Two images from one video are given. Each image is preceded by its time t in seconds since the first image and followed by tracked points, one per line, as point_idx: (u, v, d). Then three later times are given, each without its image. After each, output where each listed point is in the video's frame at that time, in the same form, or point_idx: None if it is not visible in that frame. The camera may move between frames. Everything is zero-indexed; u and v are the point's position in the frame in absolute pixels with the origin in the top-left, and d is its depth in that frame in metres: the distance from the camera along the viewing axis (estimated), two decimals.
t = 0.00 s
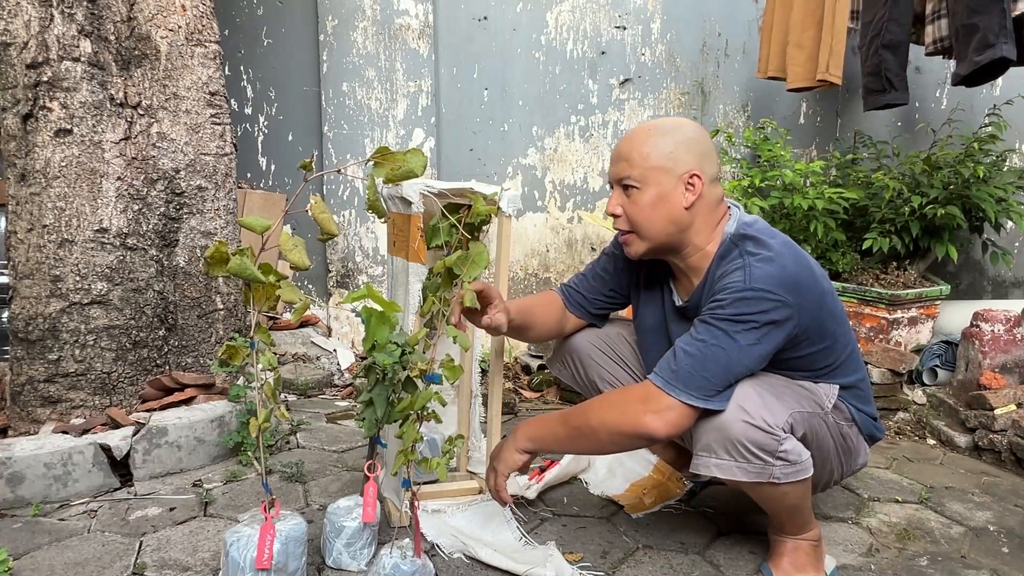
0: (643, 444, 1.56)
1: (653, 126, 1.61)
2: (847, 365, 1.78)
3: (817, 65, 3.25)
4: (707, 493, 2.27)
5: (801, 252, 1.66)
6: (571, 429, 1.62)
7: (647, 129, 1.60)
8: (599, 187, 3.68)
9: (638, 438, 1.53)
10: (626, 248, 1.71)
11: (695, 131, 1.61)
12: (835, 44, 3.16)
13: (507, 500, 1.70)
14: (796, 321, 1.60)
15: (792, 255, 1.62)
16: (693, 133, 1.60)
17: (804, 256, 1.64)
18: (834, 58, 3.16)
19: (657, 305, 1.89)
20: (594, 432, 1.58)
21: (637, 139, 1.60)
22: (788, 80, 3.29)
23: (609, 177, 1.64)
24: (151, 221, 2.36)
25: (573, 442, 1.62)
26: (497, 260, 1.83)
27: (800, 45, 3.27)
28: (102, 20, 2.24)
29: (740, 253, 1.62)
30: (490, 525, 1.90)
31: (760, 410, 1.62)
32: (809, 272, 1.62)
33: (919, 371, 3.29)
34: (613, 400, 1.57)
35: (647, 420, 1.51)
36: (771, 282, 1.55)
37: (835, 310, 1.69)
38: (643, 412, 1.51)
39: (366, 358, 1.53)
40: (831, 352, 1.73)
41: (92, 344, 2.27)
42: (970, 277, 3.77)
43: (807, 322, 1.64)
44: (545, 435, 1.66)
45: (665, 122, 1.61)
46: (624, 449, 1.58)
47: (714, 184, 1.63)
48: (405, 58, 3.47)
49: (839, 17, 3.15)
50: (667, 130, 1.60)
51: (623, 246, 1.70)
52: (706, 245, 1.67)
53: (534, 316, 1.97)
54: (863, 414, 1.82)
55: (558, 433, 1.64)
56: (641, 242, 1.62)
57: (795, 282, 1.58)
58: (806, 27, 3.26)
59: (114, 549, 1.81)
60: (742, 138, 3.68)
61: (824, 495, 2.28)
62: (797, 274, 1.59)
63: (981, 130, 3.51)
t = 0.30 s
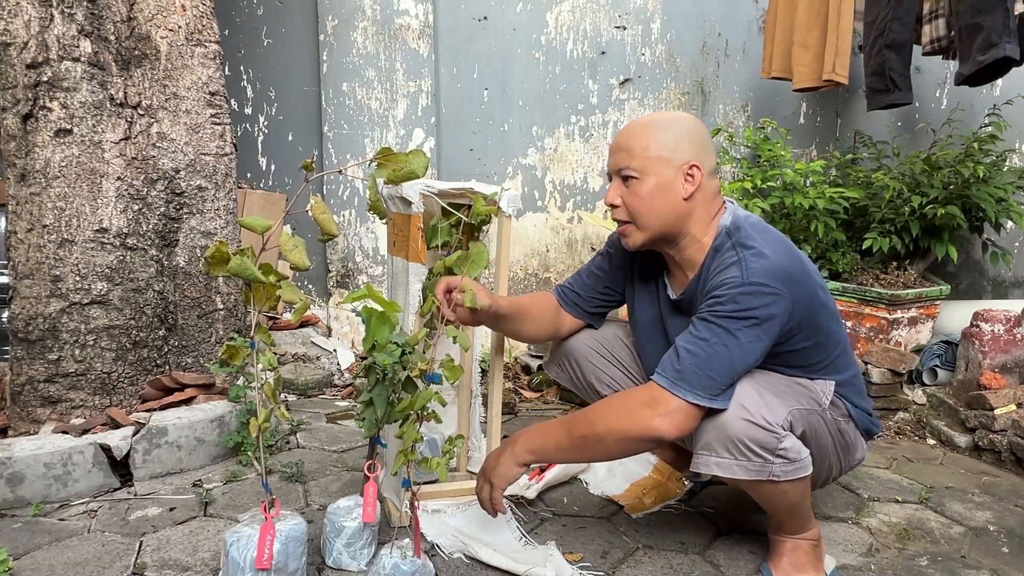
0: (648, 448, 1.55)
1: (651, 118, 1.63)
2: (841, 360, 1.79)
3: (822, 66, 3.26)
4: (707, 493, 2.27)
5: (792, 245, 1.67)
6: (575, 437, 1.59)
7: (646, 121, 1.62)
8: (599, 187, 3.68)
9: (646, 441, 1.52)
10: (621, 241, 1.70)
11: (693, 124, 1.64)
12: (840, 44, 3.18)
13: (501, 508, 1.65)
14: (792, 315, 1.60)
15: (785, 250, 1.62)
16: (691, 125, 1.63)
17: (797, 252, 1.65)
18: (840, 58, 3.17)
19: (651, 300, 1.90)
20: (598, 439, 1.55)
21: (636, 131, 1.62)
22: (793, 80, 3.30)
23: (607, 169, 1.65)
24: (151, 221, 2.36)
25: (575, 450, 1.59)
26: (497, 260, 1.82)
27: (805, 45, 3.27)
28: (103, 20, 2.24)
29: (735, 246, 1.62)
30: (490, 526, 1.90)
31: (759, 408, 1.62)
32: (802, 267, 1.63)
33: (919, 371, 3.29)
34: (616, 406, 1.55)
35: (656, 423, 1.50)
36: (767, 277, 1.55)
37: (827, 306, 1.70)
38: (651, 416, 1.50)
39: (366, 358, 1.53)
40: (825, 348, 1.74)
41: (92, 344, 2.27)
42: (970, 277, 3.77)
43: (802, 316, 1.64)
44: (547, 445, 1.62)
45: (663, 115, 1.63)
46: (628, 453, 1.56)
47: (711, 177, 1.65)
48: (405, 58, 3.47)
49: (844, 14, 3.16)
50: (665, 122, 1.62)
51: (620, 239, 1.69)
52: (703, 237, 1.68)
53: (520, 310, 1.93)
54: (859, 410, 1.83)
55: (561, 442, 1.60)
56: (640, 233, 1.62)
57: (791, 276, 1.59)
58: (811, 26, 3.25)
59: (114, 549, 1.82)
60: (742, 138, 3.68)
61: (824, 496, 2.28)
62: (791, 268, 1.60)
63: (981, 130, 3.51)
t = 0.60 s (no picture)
0: (635, 447, 1.57)
1: (695, 130, 1.50)
2: (848, 369, 1.77)
3: (826, 66, 3.25)
4: (707, 494, 2.27)
5: (818, 266, 1.64)
6: (565, 426, 1.63)
7: (690, 134, 1.49)
8: (599, 187, 3.68)
9: (630, 441, 1.54)
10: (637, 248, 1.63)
11: (740, 141, 1.52)
12: (845, 44, 3.15)
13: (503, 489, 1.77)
14: (807, 339, 1.59)
15: (810, 270, 1.59)
16: (737, 144, 1.51)
17: (820, 271, 1.62)
18: (843, 59, 3.16)
19: (657, 315, 1.82)
20: (587, 432, 1.59)
21: (678, 143, 1.49)
22: (796, 80, 3.29)
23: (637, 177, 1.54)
24: (151, 221, 2.36)
25: (567, 439, 1.64)
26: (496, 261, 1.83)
27: (807, 45, 3.27)
28: (103, 20, 2.24)
29: (762, 262, 1.58)
30: (490, 525, 1.89)
31: (756, 419, 1.62)
32: (824, 290, 1.59)
33: (919, 371, 3.29)
34: (609, 402, 1.57)
35: (641, 425, 1.52)
36: (790, 300, 1.52)
37: (841, 325, 1.68)
38: (638, 417, 1.52)
39: (366, 359, 1.53)
40: (834, 360, 1.72)
41: (92, 344, 2.27)
42: (970, 277, 3.77)
43: (817, 337, 1.62)
44: (541, 429, 1.68)
45: (709, 127, 1.50)
46: (615, 449, 1.60)
47: (747, 201, 1.55)
48: (405, 58, 3.46)
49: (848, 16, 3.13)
50: (711, 138, 1.49)
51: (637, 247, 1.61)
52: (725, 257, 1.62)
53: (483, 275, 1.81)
54: (862, 413, 1.81)
55: (553, 428, 1.65)
56: (661, 251, 1.55)
57: (812, 300, 1.56)
58: (813, 26, 3.25)
59: (113, 549, 1.81)
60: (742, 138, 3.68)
61: (824, 496, 2.29)
62: (815, 292, 1.57)
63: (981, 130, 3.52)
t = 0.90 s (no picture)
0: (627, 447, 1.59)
1: (741, 147, 1.42)
2: (861, 379, 1.74)
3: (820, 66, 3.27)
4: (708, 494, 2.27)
5: (846, 290, 1.59)
6: (564, 414, 1.63)
7: (734, 150, 1.41)
8: (599, 187, 3.69)
9: (621, 443, 1.56)
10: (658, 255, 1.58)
11: (790, 168, 1.43)
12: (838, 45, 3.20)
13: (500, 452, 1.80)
14: (821, 365, 1.57)
15: (838, 299, 1.55)
16: (785, 171, 1.43)
17: (848, 299, 1.58)
18: (840, 58, 3.19)
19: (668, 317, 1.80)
20: (583, 425, 1.60)
21: (720, 161, 1.41)
22: (792, 80, 3.30)
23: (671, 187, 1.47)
24: (151, 221, 2.36)
25: (563, 424, 1.65)
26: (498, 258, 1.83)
27: (804, 45, 3.28)
28: (103, 20, 2.24)
29: (788, 284, 1.53)
30: (490, 525, 1.90)
31: (754, 435, 1.62)
32: (849, 320, 1.56)
33: (919, 371, 3.29)
34: (612, 399, 1.57)
35: (635, 430, 1.52)
36: (812, 330, 1.49)
37: (856, 349, 1.66)
38: (635, 422, 1.53)
39: (366, 358, 1.54)
40: (847, 370, 1.69)
41: (92, 344, 2.27)
42: (970, 277, 3.77)
43: (832, 362, 1.60)
44: (539, 409, 1.68)
45: (759, 147, 1.42)
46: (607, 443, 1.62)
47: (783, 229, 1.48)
48: (405, 58, 3.46)
49: (843, 18, 3.18)
50: (758, 161, 1.41)
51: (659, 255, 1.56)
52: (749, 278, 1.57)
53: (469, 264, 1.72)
54: (870, 418, 1.79)
55: (551, 412, 1.66)
56: (683, 266, 1.50)
57: (835, 331, 1.52)
58: (810, 26, 3.26)
59: (113, 549, 1.81)
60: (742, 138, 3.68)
61: (825, 496, 2.28)
62: (840, 323, 1.53)
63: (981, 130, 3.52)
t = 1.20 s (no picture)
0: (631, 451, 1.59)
1: (745, 153, 1.41)
2: (864, 378, 1.74)
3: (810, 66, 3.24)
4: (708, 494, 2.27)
5: (853, 293, 1.59)
6: (566, 417, 1.63)
7: (738, 156, 1.40)
8: (599, 187, 3.69)
9: (625, 447, 1.56)
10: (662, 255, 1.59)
11: (795, 176, 1.42)
12: (830, 43, 3.15)
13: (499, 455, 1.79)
14: (827, 369, 1.57)
15: (846, 302, 1.54)
16: (789, 178, 1.41)
17: (855, 302, 1.57)
18: (829, 58, 3.16)
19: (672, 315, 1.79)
20: (587, 429, 1.60)
21: (722, 167, 1.41)
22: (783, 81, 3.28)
23: (675, 190, 1.47)
24: (151, 221, 2.36)
25: (565, 428, 1.64)
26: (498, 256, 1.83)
27: (795, 45, 3.26)
28: (103, 20, 2.24)
29: (796, 287, 1.53)
30: (490, 525, 1.90)
31: (758, 439, 1.62)
32: (856, 324, 1.56)
33: (919, 371, 3.29)
34: (616, 403, 1.57)
35: (640, 435, 1.52)
36: (819, 334, 1.49)
37: (861, 350, 1.65)
38: (640, 427, 1.52)
39: (366, 357, 1.54)
40: (850, 370, 1.69)
41: (92, 344, 2.27)
42: (971, 277, 3.77)
43: (838, 365, 1.60)
44: (540, 412, 1.68)
45: (764, 155, 1.41)
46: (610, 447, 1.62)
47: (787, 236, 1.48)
48: (405, 58, 3.46)
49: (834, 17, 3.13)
50: (762, 168, 1.40)
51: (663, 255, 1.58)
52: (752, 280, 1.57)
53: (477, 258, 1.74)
54: (872, 417, 1.79)
55: (552, 415, 1.66)
56: (683, 268, 1.51)
57: (842, 335, 1.52)
58: (802, 27, 3.24)
59: (113, 549, 1.82)
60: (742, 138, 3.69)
61: (824, 495, 2.28)
62: (847, 326, 1.53)
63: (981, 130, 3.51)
